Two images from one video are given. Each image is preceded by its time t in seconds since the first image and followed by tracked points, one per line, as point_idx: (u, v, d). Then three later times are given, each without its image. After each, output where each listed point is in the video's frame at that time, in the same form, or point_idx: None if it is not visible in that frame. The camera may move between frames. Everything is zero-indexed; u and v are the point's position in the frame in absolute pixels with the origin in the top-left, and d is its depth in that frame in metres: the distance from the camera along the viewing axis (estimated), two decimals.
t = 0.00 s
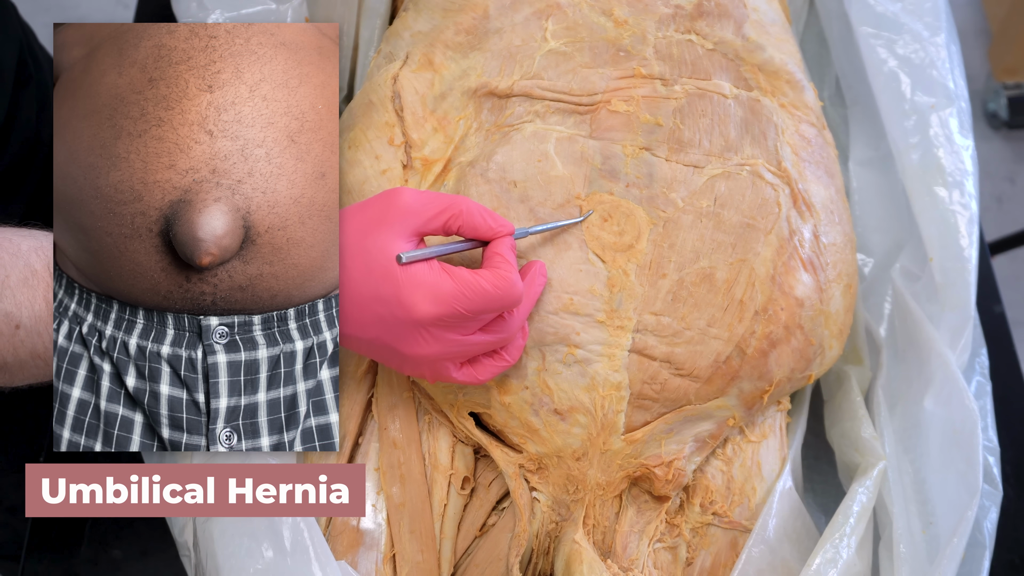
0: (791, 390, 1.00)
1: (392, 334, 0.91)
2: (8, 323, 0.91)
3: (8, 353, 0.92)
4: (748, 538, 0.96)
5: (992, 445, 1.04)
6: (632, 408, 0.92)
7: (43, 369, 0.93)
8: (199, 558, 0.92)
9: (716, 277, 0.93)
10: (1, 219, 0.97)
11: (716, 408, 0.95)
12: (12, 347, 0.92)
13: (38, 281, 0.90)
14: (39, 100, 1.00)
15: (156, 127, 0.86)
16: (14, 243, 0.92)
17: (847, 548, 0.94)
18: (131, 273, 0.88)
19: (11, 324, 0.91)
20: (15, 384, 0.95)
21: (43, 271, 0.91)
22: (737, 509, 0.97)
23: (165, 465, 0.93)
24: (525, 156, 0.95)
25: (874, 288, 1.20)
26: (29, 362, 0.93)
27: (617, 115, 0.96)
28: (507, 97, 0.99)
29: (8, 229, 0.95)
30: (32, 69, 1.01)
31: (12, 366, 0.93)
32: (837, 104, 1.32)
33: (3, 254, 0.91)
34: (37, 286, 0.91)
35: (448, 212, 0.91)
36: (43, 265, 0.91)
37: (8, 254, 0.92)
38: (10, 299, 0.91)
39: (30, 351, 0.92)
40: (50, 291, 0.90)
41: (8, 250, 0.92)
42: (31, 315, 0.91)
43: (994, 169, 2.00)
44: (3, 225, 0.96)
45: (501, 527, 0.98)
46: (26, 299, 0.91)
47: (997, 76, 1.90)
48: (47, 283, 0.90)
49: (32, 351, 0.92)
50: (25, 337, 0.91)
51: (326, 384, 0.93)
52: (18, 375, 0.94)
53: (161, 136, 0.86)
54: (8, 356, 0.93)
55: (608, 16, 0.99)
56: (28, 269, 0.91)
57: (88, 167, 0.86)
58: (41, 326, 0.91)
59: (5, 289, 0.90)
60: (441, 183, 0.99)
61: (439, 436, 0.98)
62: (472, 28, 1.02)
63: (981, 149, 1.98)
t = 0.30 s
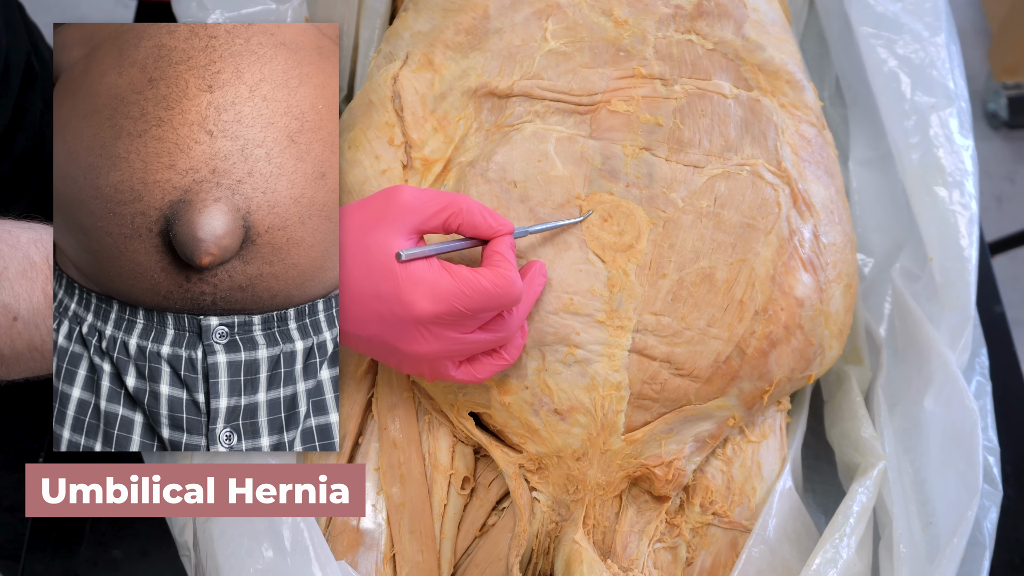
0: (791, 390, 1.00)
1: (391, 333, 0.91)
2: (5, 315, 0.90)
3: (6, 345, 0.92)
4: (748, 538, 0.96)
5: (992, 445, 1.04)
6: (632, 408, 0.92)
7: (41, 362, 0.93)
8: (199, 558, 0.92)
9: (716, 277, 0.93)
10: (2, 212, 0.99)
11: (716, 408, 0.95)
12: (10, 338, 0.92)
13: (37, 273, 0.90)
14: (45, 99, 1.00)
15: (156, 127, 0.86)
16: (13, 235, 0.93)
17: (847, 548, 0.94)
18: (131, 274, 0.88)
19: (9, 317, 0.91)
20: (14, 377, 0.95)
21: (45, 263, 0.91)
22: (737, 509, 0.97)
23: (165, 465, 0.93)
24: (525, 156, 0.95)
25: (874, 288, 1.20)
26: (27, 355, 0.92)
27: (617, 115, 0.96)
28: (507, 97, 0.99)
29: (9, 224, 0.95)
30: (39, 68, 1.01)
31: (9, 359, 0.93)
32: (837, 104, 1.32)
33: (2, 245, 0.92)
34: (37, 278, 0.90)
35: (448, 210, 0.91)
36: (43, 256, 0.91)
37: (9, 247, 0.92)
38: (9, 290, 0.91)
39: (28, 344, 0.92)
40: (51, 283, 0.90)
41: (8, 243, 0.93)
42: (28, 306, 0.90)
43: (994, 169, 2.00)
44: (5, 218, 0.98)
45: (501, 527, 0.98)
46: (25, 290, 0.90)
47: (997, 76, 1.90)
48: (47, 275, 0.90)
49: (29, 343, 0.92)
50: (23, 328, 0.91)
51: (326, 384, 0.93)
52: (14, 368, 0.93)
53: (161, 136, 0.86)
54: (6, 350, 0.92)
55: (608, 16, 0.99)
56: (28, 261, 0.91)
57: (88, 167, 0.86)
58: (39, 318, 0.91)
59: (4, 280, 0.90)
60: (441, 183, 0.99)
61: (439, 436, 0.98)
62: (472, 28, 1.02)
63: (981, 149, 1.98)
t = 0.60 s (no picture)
0: (791, 390, 1.00)
1: (390, 331, 0.91)
2: (7, 314, 0.90)
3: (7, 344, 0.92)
4: (748, 538, 0.96)
5: (992, 445, 1.04)
6: (632, 408, 0.92)
7: (43, 361, 0.93)
8: (199, 558, 0.92)
9: (716, 277, 0.93)
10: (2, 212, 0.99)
11: (716, 408, 0.95)
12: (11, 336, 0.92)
13: (37, 273, 0.90)
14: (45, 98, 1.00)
15: (156, 126, 0.86)
16: (14, 235, 0.93)
17: (847, 548, 0.94)
18: (131, 274, 0.88)
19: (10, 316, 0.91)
20: (16, 375, 0.95)
21: (46, 263, 0.91)
22: (737, 509, 0.97)
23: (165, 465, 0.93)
24: (525, 156, 0.95)
25: (874, 288, 1.20)
26: (28, 354, 0.93)
27: (617, 115, 0.96)
28: (507, 97, 0.99)
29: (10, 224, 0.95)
30: (39, 68, 1.01)
31: (10, 358, 0.93)
32: (837, 104, 1.32)
33: (4, 245, 0.92)
34: (38, 278, 0.90)
35: (447, 210, 0.91)
36: (45, 256, 0.91)
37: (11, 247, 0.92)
38: (10, 290, 0.90)
39: (29, 343, 0.92)
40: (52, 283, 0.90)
41: (10, 243, 0.93)
42: (31, 306, 0.90)
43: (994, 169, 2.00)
44: (5, 218, 0.98)
45: (501, 527, 0.98)
46: (26, 290, 0.90)
47: (997, 76, 1.90)
48: (47, 274, 0.90)
49: (31, 343, 0.92)
50: (25, 328, 0.91)
51: (326, 384, 0.93)
52: (16, 367, 0.94)
53: (161, 136, 0.86)
54: (7, 349, 0.92)
55: (608, 16, 0.99)
56: (29, 261, 0.91)
57: (88, 167, 0.86)
58: (41, 317, 0.90)
59: (5, 280, 0.90)
60: (441, 183, 0.99)
61: (439, 436, 0.98)
62: (472, 28, 1.02)
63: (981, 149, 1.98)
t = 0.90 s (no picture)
0: (791, 391, 1.00)
1: (390, 329, 0.91)
2: (7, 323, 0.91)
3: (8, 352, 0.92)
4: (748, 538, 0.96)
5: (992, 445, 1.04)
6: (632, 408, 0.92)
7: (43, 369, 0.93)
8: (199, 558, 0.92)
9: (716, 277, 0.93)
10: None
11: (716, 408, 0.95)
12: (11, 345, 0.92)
13: (37, 281, 0.90)
14: (32, 105, 1.02)
15: (156, 127, 0.86)
16: (11, 243, 0.93)
17: (847, 548, 0.94)
18: (131, 274, 0.88)
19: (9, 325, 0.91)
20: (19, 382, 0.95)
21: (46, 270, 0.91)
22: (737, 509, 0.97)
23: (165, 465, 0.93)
24: (525, 156, 0.95)
25: (874, 288, 1.20)
26: (29, 363, 0.93)
27: (617, 115, 0.96)
28: (507, 97, 0.99)
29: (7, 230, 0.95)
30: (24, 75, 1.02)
31: (11, 367, 0.93)
32: (837, 104, 1.32)
33: (1, 254, 0.92)
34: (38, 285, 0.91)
35: (445, 206, 0.91)
36: (43, 264, 0.91)
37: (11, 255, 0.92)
38: (10, 299, 0.91)
39: (29, 351, 0.92)
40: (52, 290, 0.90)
41: (8, 250, 0.93)
42: (29, 315, 0.91)
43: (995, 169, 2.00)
44: None
45: (502, 527, 0.98)
46: (25, 299, 0.90)
47: (997, 76, 1.90)
48: (46, 283, 0.90)
49: (31, 351, 0.92)
50: (25, 337, 0.91)
51: (326, 384, 0.93)
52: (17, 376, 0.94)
53: (161, 136, 0.86)
54: (8, 356, 0.93)
55: (608, 16, 0.99)
56: (28, 269, 0.91)
57: (88, 167, 0.86)
58: (40, 325, 0.91)
59: (4, 289, 0.90)
60: (441, 183, 0.99)
61: (439, 436, 0.98)
62: (472, 28, 1.02)
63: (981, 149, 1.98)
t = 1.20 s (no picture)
0: (791, 391, 1.00)
1: (390, 323, 0.92)
2: (8, 331, 0.91)
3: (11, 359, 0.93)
4: (748, 538, 0.96)
5: (992, 445, 1.04)
6: (632, 407, 0.92)
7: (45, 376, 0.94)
8: (198, 558, 0.92)
9: (716, 277, 0.93)
10: None
11: (716, 408, 0.95)
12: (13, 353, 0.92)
13: (37, 288, 0.91)
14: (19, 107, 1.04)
15: (156, 126, 0.86)
16: (10, 251, 0.94)
17: (847, 548, 0.94)
18: (131, 275, 0.88)
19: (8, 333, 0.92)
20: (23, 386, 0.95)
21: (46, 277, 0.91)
22: (737, 509, 0.97)
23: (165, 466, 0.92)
24: (525, 156, 0.95)
25: (874, 288, 1.20)
26: (31, 369, 0.93)
27: (617, 115, 0.96)
28: (507, 97, 0.99)
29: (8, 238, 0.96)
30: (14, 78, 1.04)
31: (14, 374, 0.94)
32: (837, 104, 1.32)
33: (0, 262, 0.93)
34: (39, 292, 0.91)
35: (441, 201, 0.91)
36: (42, 272, 0.92)
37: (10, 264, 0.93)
38: (11, 307, 0.91)
39: (30, 357, 0.92)
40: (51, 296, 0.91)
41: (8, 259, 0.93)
42: (30, 321, 0.91)
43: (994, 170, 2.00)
44: None
45: (502, 527, 0.98)
46: (25, 306, 0.91)
47: (997, 76, 1.90)
48: (46, 289, 0.91)
49: (32, 357, 0.93)
50: (26, 343, 0.92)
51: (326, 384, 0.93)
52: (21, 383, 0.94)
53: (161, 136, 0.86)
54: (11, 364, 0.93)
55: (608, 16, 0.99)
56: (27, 275, 0.92)
57: (88, 167, 0.86)
58: (41, 331, 0.91)
59: (3, 297, 0.91)
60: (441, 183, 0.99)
61: (439, 436, 0.98)
62: (472, 28, 1.02)
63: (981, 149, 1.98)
